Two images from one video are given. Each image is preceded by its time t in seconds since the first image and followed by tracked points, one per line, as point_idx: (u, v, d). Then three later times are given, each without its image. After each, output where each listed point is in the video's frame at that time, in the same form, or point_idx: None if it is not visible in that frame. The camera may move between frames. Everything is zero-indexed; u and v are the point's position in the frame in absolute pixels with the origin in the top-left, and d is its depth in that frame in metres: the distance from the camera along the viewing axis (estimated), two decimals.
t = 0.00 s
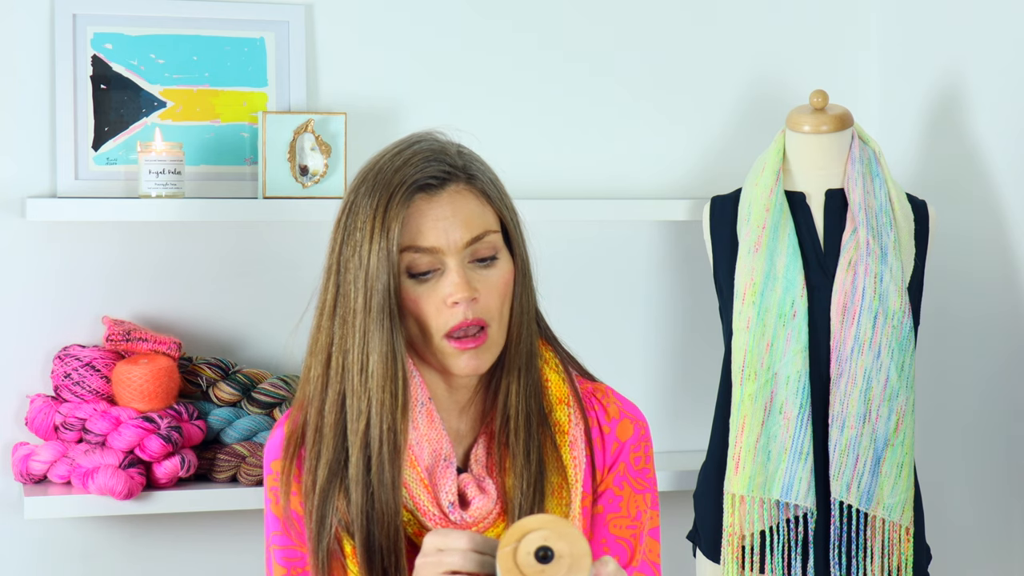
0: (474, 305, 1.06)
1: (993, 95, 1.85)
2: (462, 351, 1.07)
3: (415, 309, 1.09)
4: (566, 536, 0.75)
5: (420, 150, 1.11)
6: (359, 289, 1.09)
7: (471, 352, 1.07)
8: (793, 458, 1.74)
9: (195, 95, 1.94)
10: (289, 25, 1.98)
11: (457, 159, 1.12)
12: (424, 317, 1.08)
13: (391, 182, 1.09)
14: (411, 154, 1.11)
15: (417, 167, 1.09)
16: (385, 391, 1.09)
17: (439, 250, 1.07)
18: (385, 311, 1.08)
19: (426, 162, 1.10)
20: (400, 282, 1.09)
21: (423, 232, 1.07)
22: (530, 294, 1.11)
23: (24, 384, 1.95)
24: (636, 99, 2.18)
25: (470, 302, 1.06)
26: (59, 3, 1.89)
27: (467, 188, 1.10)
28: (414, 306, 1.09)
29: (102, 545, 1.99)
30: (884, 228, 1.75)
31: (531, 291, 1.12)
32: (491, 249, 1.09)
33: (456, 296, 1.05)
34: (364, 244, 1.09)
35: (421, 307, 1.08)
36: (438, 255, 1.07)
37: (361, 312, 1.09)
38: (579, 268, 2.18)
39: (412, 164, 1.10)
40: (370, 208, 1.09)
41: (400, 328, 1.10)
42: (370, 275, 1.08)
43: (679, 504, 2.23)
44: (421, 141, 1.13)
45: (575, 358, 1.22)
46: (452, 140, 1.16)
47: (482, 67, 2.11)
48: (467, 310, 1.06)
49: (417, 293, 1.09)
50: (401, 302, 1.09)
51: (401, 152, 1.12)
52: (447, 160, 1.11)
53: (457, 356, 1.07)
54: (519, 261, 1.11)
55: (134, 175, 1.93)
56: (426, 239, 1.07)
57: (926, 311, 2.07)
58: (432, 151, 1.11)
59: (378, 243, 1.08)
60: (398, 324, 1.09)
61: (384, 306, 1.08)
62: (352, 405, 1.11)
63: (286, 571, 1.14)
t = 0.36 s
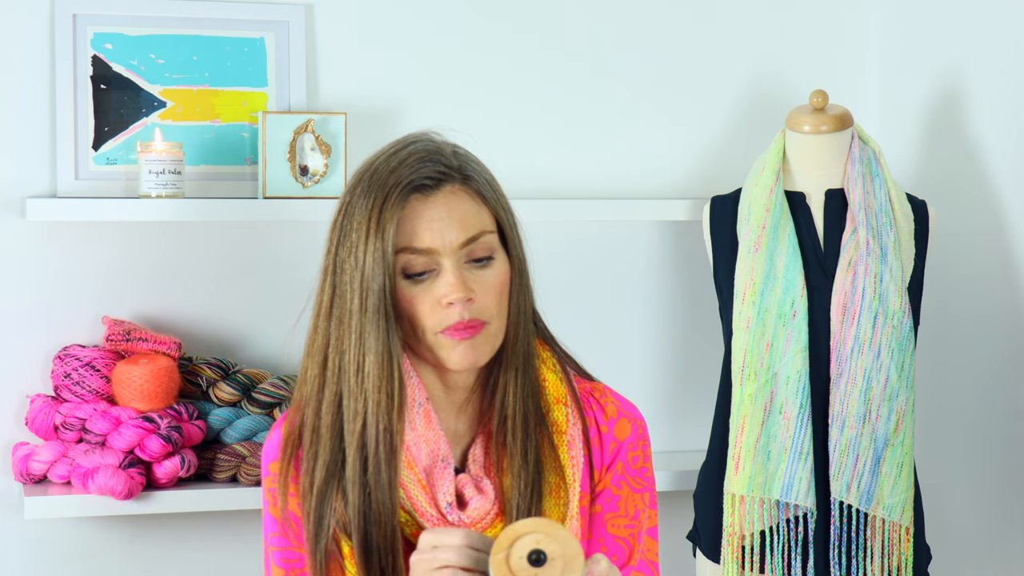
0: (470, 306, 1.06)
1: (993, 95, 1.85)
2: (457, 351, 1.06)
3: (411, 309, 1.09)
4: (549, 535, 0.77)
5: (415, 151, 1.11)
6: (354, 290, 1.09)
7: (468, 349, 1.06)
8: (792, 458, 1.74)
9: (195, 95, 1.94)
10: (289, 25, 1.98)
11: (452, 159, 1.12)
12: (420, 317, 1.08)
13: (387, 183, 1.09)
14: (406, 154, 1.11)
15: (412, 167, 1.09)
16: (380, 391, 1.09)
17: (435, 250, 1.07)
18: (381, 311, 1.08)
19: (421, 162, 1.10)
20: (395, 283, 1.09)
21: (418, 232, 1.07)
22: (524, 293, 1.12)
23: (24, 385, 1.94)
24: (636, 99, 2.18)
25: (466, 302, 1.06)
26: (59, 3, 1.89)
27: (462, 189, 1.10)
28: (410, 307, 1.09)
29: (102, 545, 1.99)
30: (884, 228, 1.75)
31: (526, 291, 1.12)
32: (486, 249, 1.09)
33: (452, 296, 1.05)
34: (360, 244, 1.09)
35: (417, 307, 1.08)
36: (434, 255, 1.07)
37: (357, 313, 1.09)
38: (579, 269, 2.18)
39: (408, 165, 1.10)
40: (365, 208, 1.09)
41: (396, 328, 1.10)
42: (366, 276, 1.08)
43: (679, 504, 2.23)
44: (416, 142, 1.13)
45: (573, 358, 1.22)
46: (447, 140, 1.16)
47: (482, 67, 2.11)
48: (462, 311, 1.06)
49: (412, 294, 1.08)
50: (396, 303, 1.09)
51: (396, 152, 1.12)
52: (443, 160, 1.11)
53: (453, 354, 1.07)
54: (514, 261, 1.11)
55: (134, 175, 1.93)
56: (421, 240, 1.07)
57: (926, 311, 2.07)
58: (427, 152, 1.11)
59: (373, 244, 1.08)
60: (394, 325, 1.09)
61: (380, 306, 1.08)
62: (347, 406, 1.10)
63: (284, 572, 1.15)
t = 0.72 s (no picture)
0: (464, 302, 1.05)
1: (992, 95, 1.85)
2: (452, 348, 1.06)
3: (406, 307, 1.09)
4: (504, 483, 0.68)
5: (411, 148, 1.11)
6: (351, 288, 1.10)
7: (463, 345, 1.06)
8: (792, 458, 1.74)
9: (195, 95, 1.94)
10: (289, 24, 1.98)
11: (448, 157, 1.11)
12: (415, 315, 1.08)
13: (382, 181, 1.09)
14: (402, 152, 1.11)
15: (407, 164, 1.10)
16: (376, 389, 1.10)
17: (430, 248, 1.07)
18: (377, 309, 1.08)
19: (416, 160, 1.10)
20: (391, 280, 1.09)
21: (413, 230, 1.07)
22: (521, 291, 1.11)
23: (23, 385, 1.94)
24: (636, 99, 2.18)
25: (460, 299, 1.05)
26: (59, 2, 1.89)
27: (457, 186, 1.10)
28: (405, 304, 1.09)
29: (102, 545, 1.99)
30: (884, 228, 1.75)
31: (523, 289, 1.12)
32: (481, 246, 1.08)
33: (446, 293, 1.05)
34: (356, 242, 1.10)
35: (412, 305, 1.08)
36: (429, 253, 1.07)
37: (353, 311, 1.10)
38: (579, 269, 2.18)
39: (403, 162, 1.10)
40: (361, 207, 1.10)
41: (392, 326, 1.10)
42: (361, 273, 1.09)
43: (679, 504, 2.23)
44: (412, 140, 1.13)
45: (572, 359, 1.22)
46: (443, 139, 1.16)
47: (482, 67, 2.11)
48: (456, 307, 1.05)
49: (407, 291, 1.08)
50: (393, 301, 1.09)
51: (393, 151, 1.12)
52: (438, 157, 1.11)
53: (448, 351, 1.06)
54: (511, 259, 1.11)
55: (134, 175, 1.93)
56: (416, 237, 1.07)
57: (926, 311, 2.07)
58: (422, 150, 1.11)
59: (369, 241, 1.08)
60: (389, 322, 1.09)
61: (376, 303, 1.08)
62: (343, 405, 1.12)
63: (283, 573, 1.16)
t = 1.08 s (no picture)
0: (458, 288, 1.06)
1: (993, 95, 1.85)
2: (446, 335, 1.06)
3: (402, 296, 1.09)
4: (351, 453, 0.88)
5: (412, 140, 1.14)
6: (349, 277, 1.11)
7: (457, 333, 1.06)
8: (792, 458, 1.73)
9: (195, 95, 1.94)
10: (289, 25, 1.98)
11: (450, 150, 1.14)
12: (410, 304, 1.09)
13: (381, 169, 1.11)
14: (404, 145, 1.14)
15: (406, 154, 1.12)
16: (370, 377, 1.10)
17: (425, 236, 1.09)
18: (373, 297, 1.09)
19: (417, 151, 1.12)
20: (388, 270, 1.10)
21: (410, 218, 1.09)
22: (522, 282, 1.11)
23: (23, 385, 1.94)
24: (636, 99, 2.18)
25: (454, 285, 1.06)
26: (59, 2, 1.89)
27: (456, 175, 1.12)
28: (401, 293, 1.09)
29: (102, 545, 1.99)
30: (884, 228, 1.75)
31: (526, 282, 1.12)
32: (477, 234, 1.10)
33: (439, 279, 1.06)
34: (354, 231, 1.11)
35: (407, 293, 1.09)
36: (425, 240, 1.09)
37: (351, 301, 1.11)
38: (579, 268, 2.18)
39: (403, 153, 1.12)
40: (361, 195, 1.11)
41: (391, 317, 1.10)
42: (359, 262, 1.10)
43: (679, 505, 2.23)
44: (415, 134, 1.15)
45: (581, 364, 1.24)
46: (449, 135, 1.18)
47: (482, 67, 2.11)
48: (450, 292, 1.05)
49: (401, 280, 1.09)
50: (391, 291, 1.10)
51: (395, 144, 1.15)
52: (438, 149, 1.13)
53: (442, 338, 1.06)
54: (511, 250, 1.12)
55: (134, 175, 1.93)
56: (412, 224, 1.09)
57: (926, 311, 2.07)
58: (424, 142, 1.14)
59: (366, 230, 1.09)
60: (386, 312, 1.09)
61: (371, 292, 1.09)
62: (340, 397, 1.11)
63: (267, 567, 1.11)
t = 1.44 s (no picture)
0: (458, 288, 1.06)
1: (992, 95, 1.85)
2: (448, 335, 1.06)
3: (402, 296, 1.09)
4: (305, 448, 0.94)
5: (411, 140, 1.13)
6: (348, 277, 1.11)
7: (457, 332, 1.06)
8: (793, 458, 1.73)
9: (195, 95, 1.94)
10: (289, 25, 1.98)
11: (449, 150, 1.13)
12: (410, 303, 1.09)
13: (379, 170, 1.10)
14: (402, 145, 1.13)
15: (404, 154, 1.11)
16: (370, 377, 1.10)
17: (424, 236, 1.09)
18: (372, 298, 1.08)
19: (415, 151, 1.12)
20: (388, 270, 1.09)
21: (408, 218, 1.09)
22: (522, 280, 1.11)
23: (23, 384, 1.94)
24: (635, 99, 2.18)
25: (453, 285, 1.06)
26: (59, 2, 1.89)
27: (455, 175, 1.11)
28: (401, 293, 1.09)
29: (102, 545, 1.99)
30: (884, 228, 1.75)
31: (526, 281, 1.12)
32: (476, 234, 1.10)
33: (438, 279, 1.06)
34: (353, 231, 1.10)
35: (407, 292, 1.09)
36: (424, 241, 1.09)
37: (350, 300, 1.10)
38: (578, 268, 2.18)
39: (401, 153, 1.12)
40: (359, 195, 1.10)
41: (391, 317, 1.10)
42: (358, 262, 1.09)
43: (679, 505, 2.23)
44: (414, 133, 1.15)
45: (582, 365, 1.25)
46: (448, 134, 1.17)
47: (482, 67, 2.11)
48: (450, 292, 1.06)
49: (401, 280, 1.09)
50: (391, 291, 1.10)
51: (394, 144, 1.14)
52: (437, 149, 1.13)
53: (442, 337, 1.07)
54: (512, 249, 1.12)
55: (134, 175, 1.93)
56: (410, 224, 1.09)
57: (926, 310, 2.07)
58: (423, 142, 1.13)
59: (365, 230, 1.09)
60: (385, 311, 1.09)
61: (370, 292, 1.09)
62: (340, 396, 1.11)
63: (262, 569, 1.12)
